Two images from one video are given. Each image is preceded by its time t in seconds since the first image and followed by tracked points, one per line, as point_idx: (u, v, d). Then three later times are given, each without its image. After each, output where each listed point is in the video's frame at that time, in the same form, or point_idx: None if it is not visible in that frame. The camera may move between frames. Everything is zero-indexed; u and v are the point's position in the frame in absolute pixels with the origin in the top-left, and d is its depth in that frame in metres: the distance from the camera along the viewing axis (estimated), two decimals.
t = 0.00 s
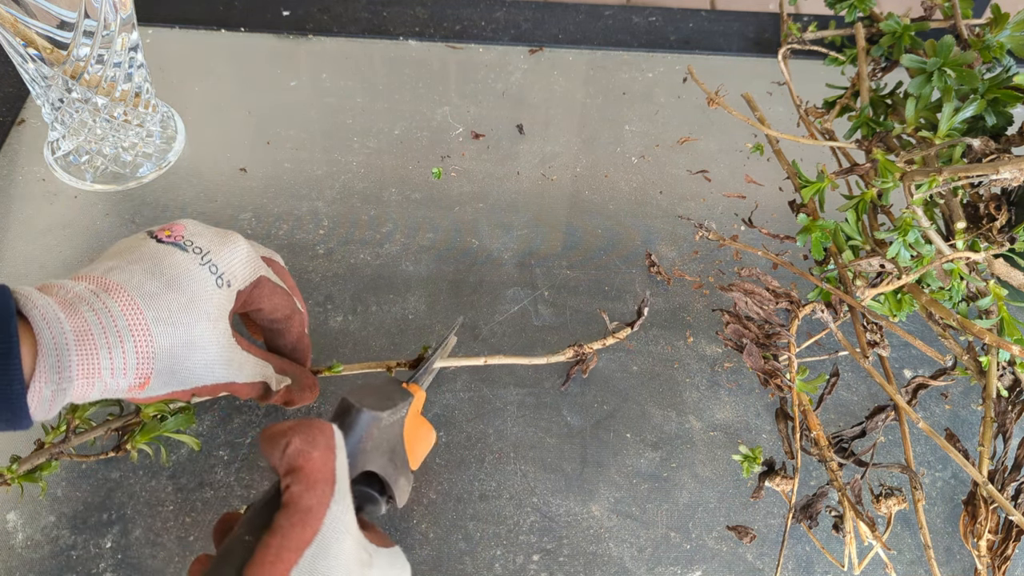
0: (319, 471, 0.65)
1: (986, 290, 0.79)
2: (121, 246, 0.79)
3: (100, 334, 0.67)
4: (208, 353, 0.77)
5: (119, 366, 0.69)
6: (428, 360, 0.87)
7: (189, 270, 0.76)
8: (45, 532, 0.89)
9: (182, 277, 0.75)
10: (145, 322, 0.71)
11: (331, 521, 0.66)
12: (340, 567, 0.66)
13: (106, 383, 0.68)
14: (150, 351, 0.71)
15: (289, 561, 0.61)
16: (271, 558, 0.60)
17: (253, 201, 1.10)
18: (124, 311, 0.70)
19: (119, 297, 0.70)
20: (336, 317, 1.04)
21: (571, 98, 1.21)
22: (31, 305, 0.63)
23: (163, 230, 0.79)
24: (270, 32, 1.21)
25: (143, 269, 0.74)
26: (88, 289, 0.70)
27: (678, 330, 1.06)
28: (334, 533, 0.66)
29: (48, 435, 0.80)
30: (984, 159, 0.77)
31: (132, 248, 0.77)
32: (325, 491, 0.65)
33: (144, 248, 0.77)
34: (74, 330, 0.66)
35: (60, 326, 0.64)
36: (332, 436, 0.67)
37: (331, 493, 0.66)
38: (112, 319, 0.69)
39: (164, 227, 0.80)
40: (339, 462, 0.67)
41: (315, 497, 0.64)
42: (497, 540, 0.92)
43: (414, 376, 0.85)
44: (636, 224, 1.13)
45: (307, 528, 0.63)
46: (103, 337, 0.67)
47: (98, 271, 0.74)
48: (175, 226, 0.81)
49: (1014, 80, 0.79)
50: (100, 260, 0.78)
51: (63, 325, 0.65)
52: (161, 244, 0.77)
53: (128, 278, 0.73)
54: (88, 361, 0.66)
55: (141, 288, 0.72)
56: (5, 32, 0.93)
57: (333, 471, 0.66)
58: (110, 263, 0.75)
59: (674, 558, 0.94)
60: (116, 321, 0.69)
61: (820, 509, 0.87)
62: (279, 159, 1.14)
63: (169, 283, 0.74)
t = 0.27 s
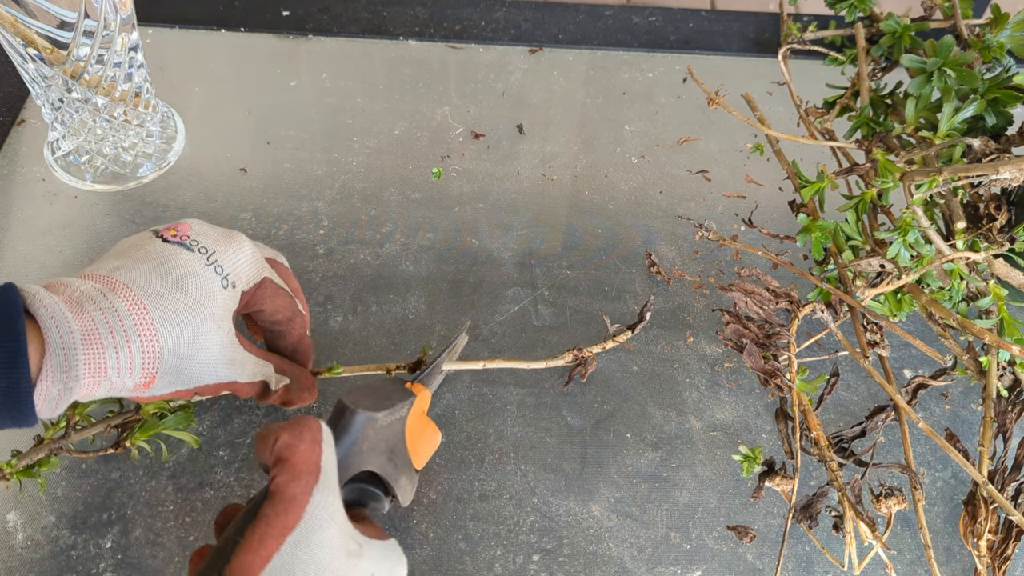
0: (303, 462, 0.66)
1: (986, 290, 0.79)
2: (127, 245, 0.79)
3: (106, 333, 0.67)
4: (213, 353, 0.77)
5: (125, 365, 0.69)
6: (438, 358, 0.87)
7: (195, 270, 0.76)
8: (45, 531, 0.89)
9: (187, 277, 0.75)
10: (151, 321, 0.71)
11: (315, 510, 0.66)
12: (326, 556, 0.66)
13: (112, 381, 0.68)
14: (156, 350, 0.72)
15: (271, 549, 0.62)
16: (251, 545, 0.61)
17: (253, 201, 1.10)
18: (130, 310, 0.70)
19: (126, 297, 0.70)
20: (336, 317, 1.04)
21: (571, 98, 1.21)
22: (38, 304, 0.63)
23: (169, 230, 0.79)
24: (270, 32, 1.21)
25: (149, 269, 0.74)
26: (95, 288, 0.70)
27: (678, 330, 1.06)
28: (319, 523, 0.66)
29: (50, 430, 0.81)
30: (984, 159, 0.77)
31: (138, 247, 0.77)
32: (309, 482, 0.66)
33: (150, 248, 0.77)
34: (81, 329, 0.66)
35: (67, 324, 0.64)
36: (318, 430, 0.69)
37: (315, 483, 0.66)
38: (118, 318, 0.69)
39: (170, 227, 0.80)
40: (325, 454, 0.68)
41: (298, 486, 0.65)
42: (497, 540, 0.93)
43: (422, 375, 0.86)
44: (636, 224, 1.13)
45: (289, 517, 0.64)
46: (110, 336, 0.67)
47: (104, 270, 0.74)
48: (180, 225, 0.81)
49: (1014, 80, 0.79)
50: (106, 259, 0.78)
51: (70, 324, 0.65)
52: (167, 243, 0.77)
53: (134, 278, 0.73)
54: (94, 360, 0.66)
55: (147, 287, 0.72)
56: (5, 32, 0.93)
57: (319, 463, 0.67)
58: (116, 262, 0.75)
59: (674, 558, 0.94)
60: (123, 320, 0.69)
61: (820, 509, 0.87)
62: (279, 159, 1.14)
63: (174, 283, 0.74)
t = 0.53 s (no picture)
0: (303, 458, 0.69)
1: (986, 290, 0.79)
2: (129, 244, 0.79)
3: (111, 333, 0.67)
4: (216, 352, 0.77)
5: (129, 365, 0.69)
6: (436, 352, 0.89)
7: (198, 270, 0.76)
8: (44, 532, 0.89)
9: (190, 277, 0.75)
10: (155, 321, 0.71)
11: (317, 503, 0.68)
12: (329, 548, 0.69)
13: (117, 381, 0.68)
14: (160, 350, 0.72)
15: (278, 542, 0.64)
16: (259, 539, 0.63)
17: (253, 201, 1.10)
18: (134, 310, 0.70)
19: (129, 297, 0.70)
20: (336, 317, 1.04)
21: (572, 98, 1.21)
22: (43, 305, 0.63)
23: (171, 229, 0.78)
24: (270, 32, 1.21)
25: (153, 269, 0.74)
26: (98, 288, 0.70)
27: (678, 330, 1.06)
28: (321, 515, 0.68)
29: (52, 429, 0.81)
30: (984, 159, 0.77)
31: (140, 246, 0.77)
32: (309, 476, 0.68)
33: (153, 248, 0.77)
34: (86, 330, 0.65)
35: (72, 325, 0.64)
36: (316, 428, 0.72)
37: (314, 477, 0.69)
38: (122, 318, 0.68)
39: (172, 226, 0.79)
40: (324, 450, 0.71)
41: (298, 480, 0.67)
42: (497, 540, 0.93)
43: (421, 369, 0.88)
44: (636, 224, 1.13)
45: (292, 510, 0.66)
46: (114, 336, 0.67)
47: (107, 270, 0.74)
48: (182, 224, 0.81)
49: (1014, 80, 0.79)
50: (108, 258, 0.78)
51: (75, 324, 0.65)
52: (170, 243, 0.77)
53: (137, 277, 0.73)
54: (99, 360, 0.66)
55: (150, 287, 0.72)
56: (5, 32, 0.93)
57: (318, 458, 0.70)
58: (119, 262, 0.75)
59: (674, 558, 0.94)
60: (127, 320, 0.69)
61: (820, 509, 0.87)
62: (279, 159, 1.14)
63: (178, 283, 0.74)
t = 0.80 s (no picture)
0: (280, 456, 0.71)
1: (985, 290, 0.79)
2: (134, 243, 0.79)
3: (116, 332, 0.67)
4: (220, 352, 0.77)
5: (134, 363, 0.69)
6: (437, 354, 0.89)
7: (203, 270, 0.76)
8: (44, 531, 0.89)
9: (196, 277, 0.75)
10: (160, 320, 0.71)
11: (290, 498, 0.70)
12: (303, 541, 0.70)
13: (122, 380, 0.68)
14: (165, 349, 0.72)
15: (248, 535, 0.67)
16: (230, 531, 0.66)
17: (253, 201, 1.10)
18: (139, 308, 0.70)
19: (135, 295, 0.70)
20: (336, 317, 1.04)
21: (572, 98, 1.21)
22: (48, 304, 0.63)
23: (176, 229, 0.78)
24: (270, 32, 1.21)
25: (159, 268, 0.74)
26: (103, 286, 0.70)
27: (678, 330, 1.06)
28: (295, 510, 0.70)
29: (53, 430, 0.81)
30: (984, 159, 0.77)
31: (145, 246, 0.77)
32: (283, 472, 0.70)
33: (158, 247, 0.77)
34: (91, 328, 0.66)
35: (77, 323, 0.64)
36: (298, 428, 0.73)
37: (288, 474, 0.70)
38: (128, 317, 0.69)
39: (177, 226, 0.79)
40: (303, 448, 0.72)
41: (271, 477, 0.69)
42: (496, 540, 0.93)
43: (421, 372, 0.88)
44: (637, 224, 1.12)
45: (264, 504, 0.68)
46: (119, 335, 0.67)
47: (113, 269, 0.74)
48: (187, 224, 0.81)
49: (1014, 80, 0.79)
50: (113, 256, 0.78)
51: (80, 323, 0.65)
52: (175, 243, 0.77)
53: (143, 276, 0.73)
54: (104, 358, 0.66)
55: (156, 286, 0.72)
56: (5, 32, 0.93)
57: (295, 456, 0.71)
58: (124, 261, 0.75)
59: (674, 558, 0.94)
60: (133, 319, 0.69)
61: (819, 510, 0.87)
62: (279, 159, 1.14)
63: (183, 282, 0.74)
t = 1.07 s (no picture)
0: (269, 459, 0.71)
1: (985, 290, 0.79)
2: (134, 242, 0.78)
3: (118, 330, 0.67)
4: (221, 351, 0.77)
5: (136, 361, 0.69)
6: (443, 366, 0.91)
7: (204, 268, 0.76)
8: (44, 531, 0.89)
9: (196, 275, 0.75)
10: (162, 319, 0.71)
11: (278, 500, 0.70)
12: (290, 543, 0.69)
13: (123, 378, 0.68)
14: (166, 347, 0.72)
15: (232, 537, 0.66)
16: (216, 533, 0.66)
17: (253, 201, 1.10)
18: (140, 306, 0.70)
19: (136, 294, 0.70)
20: (336, 317, 1.04)
21: (572, 98, 1.21)
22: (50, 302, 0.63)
23: (177, 228, 0.78)
24: (270, 32, 1.21)
25: (160, 267, 0.74)
26: (104, 285, 0.70)
27: (678, 330, 1.06)
28: (282, 511, 0.69)
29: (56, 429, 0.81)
30: (984, 159, 0.77)
31: (146, 244, 0.77)
32: (271, 475, 0.70)
33: (159, 246, 0.76)
34: (92, 327, 0.65)
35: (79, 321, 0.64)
36: (290, 433, 0.74)
37: (276, 476, 0.70)
38: (130, 316, 0.68)
39: (178, 225, 0.79)
40: (293, 452, 0.73)
41: (259, 479, 0.69)
42: (496, 540, 0.93)
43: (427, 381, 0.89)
44: (637, 224, 1.13)
45: (251, 506, 0.68)
46: (121, 333, 0.67)
47: (114, 268, 0.74)
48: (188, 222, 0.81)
49: (1014, 80, 0.79)
50: (113, 255, 0.78)
51: (82, 321, 0.64)
52: (175, 241, 0.77)
53: (144, 275, 0.73)
54: (106, 356, 0.66)
55: (156, 285, 0.72)
56: (5, 32, 0.93)
57: (284, 459, 0.72)
58: (125, 260, 0.75)
59: (674, 558, 0.94)
60: (134, 317, 0.69)
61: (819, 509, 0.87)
62: (279, 159, 1.14)
63: (183, 281, 0.74)
